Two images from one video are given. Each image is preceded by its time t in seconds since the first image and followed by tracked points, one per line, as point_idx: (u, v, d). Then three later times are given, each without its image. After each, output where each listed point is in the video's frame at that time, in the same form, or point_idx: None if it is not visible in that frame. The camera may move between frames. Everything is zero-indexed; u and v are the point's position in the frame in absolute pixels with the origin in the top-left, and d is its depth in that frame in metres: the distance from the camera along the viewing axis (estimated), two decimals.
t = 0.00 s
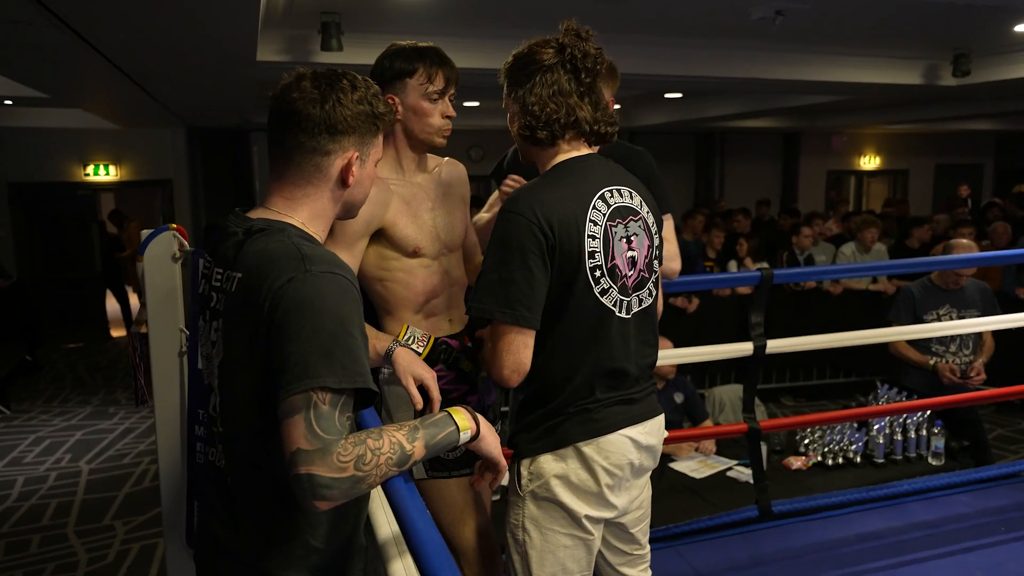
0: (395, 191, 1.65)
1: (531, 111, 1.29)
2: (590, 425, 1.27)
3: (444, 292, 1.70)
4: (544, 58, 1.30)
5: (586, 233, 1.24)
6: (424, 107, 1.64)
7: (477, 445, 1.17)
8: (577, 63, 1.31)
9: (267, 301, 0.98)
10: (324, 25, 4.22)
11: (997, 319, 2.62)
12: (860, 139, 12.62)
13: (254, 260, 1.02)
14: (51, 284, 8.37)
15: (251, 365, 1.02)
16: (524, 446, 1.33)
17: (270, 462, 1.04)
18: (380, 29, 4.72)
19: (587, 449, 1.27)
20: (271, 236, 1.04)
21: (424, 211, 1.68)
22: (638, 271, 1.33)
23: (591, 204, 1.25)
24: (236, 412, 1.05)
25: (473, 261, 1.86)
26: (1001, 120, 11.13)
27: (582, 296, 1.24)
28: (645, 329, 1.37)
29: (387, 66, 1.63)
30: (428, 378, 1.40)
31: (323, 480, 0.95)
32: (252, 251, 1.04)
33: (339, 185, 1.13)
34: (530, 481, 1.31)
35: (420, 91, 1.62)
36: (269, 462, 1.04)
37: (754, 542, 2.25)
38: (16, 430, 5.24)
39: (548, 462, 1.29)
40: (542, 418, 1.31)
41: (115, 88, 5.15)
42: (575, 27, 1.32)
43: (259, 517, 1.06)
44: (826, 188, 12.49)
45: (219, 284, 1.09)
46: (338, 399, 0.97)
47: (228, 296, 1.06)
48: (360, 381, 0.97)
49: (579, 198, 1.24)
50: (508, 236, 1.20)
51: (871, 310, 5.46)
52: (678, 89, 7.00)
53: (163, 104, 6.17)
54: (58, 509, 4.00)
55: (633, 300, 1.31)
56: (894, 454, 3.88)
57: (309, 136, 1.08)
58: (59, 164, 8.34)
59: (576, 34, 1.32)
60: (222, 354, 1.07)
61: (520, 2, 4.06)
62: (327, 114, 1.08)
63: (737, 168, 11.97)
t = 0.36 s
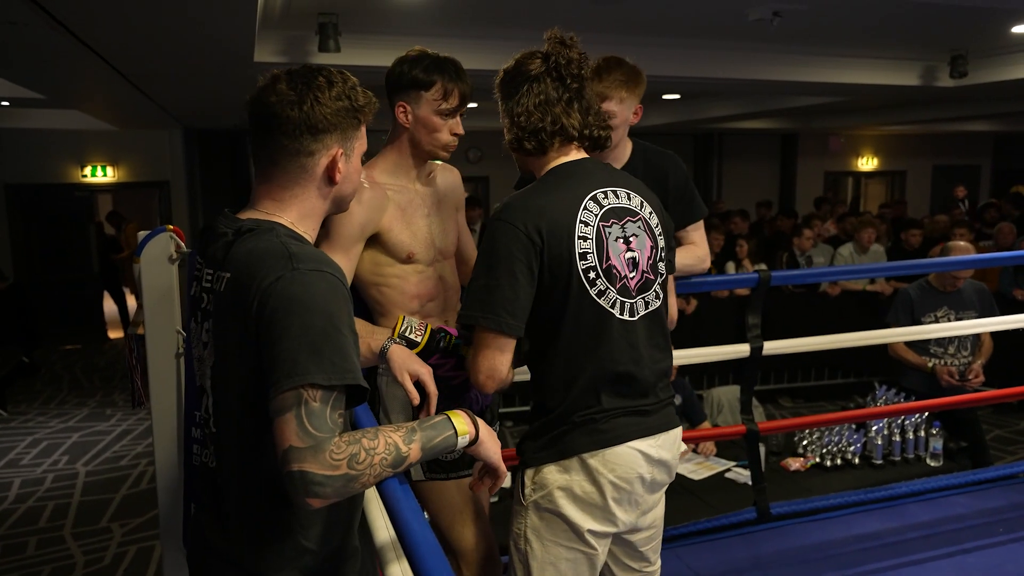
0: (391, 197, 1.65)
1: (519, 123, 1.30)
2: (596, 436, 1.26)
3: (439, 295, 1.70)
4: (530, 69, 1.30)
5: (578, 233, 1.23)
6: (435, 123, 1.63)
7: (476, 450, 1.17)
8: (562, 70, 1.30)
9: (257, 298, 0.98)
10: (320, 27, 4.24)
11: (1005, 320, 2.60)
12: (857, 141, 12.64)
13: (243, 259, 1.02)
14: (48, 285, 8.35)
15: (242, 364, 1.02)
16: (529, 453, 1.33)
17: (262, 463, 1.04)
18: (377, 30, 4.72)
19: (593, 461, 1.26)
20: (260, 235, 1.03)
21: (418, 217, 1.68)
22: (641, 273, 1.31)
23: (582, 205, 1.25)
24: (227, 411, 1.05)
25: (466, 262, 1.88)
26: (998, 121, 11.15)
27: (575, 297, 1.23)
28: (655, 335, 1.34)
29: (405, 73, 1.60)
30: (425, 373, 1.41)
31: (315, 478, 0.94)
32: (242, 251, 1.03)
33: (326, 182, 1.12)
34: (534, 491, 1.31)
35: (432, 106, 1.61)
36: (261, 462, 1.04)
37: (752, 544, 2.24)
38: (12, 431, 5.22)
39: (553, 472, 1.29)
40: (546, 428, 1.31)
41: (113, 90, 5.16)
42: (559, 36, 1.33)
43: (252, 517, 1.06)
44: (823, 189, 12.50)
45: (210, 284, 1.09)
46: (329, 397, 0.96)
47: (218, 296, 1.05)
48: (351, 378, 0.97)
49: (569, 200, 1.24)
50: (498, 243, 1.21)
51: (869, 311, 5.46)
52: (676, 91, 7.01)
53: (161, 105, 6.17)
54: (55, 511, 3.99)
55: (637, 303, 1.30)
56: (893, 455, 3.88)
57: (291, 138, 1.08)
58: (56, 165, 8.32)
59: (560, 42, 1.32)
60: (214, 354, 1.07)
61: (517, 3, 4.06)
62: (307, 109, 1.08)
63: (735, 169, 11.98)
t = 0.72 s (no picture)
0: (384, 197, 1.63)
1: (507, 125, 1.30)
2: (601, 445, 1.24)
3: (432, 294, 1.69)
4: (519, 72, 1.31)
5: (557, 227, 1.22)
6: (433, 129, 1.62)
7: (468, 456, 1.15)
8: (549, 73, 1.30)
9: (246, 296, 0.97)
10: (311, 23, 4.20)
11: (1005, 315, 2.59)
12: (848, 138, 12.68)
13: (233, 257, 1.01)
14: (36, 283, 8.28)
15: (231, 362, 1.01)
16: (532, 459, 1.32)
17: (251, 462, 1.03)
18: (369, 27, 4.70)
19: (599, 471, 1.24)
20: (251, 232, 1.02)
21: (411, 217, 1.67)
22: (633, 266, 1.29)
23: (560, 201, 1.24)
24: (216, 411, 1.03)
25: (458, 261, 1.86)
26: (988, 118, 11.22)
27: (556, 292, 1.22)
28: (651, 334, 1.31)
29: (405, 74, 1.58)
30: (413, 375, 1.38)
31: (305, 477, 0.93)
32: (231, 248, 1.02)
33: (315, 177, 1.11)
34: (536, 498, 1.30)
35: (433, 113, 1.60)
36: (250, 460, 1.03)
37: (743, 542, 2.24)
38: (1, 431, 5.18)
39: (557, 481, 1.28)
40: (548, 436, 1.30)
41: (102, 86, 5.12)
42: (548, 38, 1.33)
43: (241, 517, 1.04)
44: (815, 187, 12.54)
45: (199, 281, 1.07)
46: (319, 395, 0.95)
47: (208, 293, 1.04)
48: (341, 377, 0.95)
49: (547, 196, 1.24)
50: (477, 241, 1.22)
51: (860, 308, 5.48)
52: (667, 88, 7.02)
53: (150, 102, 6.13)
54: (44, 511, 3.96)
55: (629, 297, 1.27)
56: (883, 452, 3.90)
57: (278, 133, 1.06)
58: (44, 163, 8.23)
59: (549, 44, 1.32)
60: (202, 352, 1.05)
61: None
62: (292, 104, 1.07)
63: (727, 167, 12.00)
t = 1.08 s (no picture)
0: (386, 198, 1.64)
1: (587, 136, 1.31)
2: (688, 455, 1.26)
3: (434, 296, 1.70)
4: (608, 82, 1.31)
5: (656, 239, 1.24)
6: (437, 130, 1.63)
7: (473, 456, 1.16)
8: (637, 88, 1.31)
9: (255, 295, 0.97)
10: (313, 24, 4.21)
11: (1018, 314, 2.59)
12: (851, 139, 12.67)
13: (242, 256, 1.01)
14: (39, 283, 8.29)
15: (239, 361, 1.01)
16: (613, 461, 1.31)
17: (258, 459, 1.03)
18: (373, 27, 4.70)
19: (682, 478, 1.27)
20: (260, 232, 1.03)
21: (413, 220, 1.68)
22: (716, 280, 1.31)
23: (654, 214, 1.26)
24: (224, 409, 1.04)
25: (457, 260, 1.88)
26: (990, 119, 11.21)
27: (652, 302, 1.23)
28: (725, 344, 1.33)
29: (409, 75, 1.60)
30: (418, 374, 1.39)
31: (312, 474, 0.94)
32: (241, 248, 1.03)
33: (322, 175, 1.11)
34: (611, 500, 1.31)
35: (438, 115, 1.61)
36: (257, 459, 1.03)
37: (745, 542, 2.25)
38: (5, 430, 5.19)
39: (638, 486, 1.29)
40: (632, 442, 1.30)
41: (104, 87, 5.13)
42: (635, 53, 1.34)
43: (248, 514, 1.05)
44: (817, 187, 12.54)
45: (208, 281, 1.08)
46: (327, 393, 0.95)
47: (216, 292, 1.05)
48: (348, 376, 0.96)
49: (642, 207, 1.26)
50: (576, 247, 1.22)
51: (862, 309, 5.47)
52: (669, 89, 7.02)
53: (152, 103, 6.14)
54: (47, 510, 3.97)
55: (714, 309, 1.29)
56: (886, 452, 3.90)
57: (286, 132, 1.07)
58: (47, 163, 8.25)
59: (636, 60, 1.34)
60: (211, 351, 1.06)
61: None
62: (299, 103, 1.08)
63: (728, 167, 12.01)
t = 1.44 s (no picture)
0: (387, 200, 1.63)
1: (701, 121, 1.37)
2: (780, 435, 1.34)
3: (433, 300, 1.70)
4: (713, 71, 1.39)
5: (765, 224, 1.35)
6: (438, 127, 1.64)
7: (474, 459, 1.16)
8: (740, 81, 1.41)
9: (255, 297, 0.97)
10: (314, 27, 4.22)
11: None
12: (851, 142, 12.67)
13: (242, 258, 1.01)
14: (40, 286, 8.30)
15: (239, 363, 1.01)
16: (706, 443, 1.37)
17: (257, 460, 1.03)
18: (374, 31, 4.70)
19: (774, 459, 1.34)
20: (259, 234, 1.03)
21: (414, 222, 1.68)
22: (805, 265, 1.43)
23: (761, 200, 1.37)
24: (224, 411, 1.04)
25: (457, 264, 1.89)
26: (990, 122, 11.20)
27: (756, 283, 1.32)
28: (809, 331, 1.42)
29: (408, 76, 1.63)
30: (416, 376, 1.40)
31: (312, 474, 0.94)
32: (241, 249, 1.03)
33: (320, 177, 1.11)
34: (701, 482, 1.36)
35: (440, 112, 1.63)
36: (256, 461, 1.03)
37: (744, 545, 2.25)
38: (4, 433, 5.19)
39: (733, 468, 1.35)
40: (722, 419, 1.36)
41: (104, 90, 5.14)
42: (738, 45, 1.43)
43: (248, 515, 1.05)
44: (817, 191, 12.53)
45: (208, 283, 1.08)
46: (327, 393, 0.95)
47: (216, 294, 1.05)
48: (348, 376, 0.96)
49: (750, 192, 1.36)
50: (694, 228, 1.29)
51: (862, 313, 5.46)
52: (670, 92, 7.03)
53: (152, 106, 6.14)
54: (47, 513, 3.97)
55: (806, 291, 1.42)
56: (886, 455, 3.85)
57: (284, 134, 1.07)
58: (47, 165, 8.25)
59: (739, 52, 1.43)
60: (211, 353, 1.06)
61: (513, 3, 4.03)
62: (297, 106, 1.08)
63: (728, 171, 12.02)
